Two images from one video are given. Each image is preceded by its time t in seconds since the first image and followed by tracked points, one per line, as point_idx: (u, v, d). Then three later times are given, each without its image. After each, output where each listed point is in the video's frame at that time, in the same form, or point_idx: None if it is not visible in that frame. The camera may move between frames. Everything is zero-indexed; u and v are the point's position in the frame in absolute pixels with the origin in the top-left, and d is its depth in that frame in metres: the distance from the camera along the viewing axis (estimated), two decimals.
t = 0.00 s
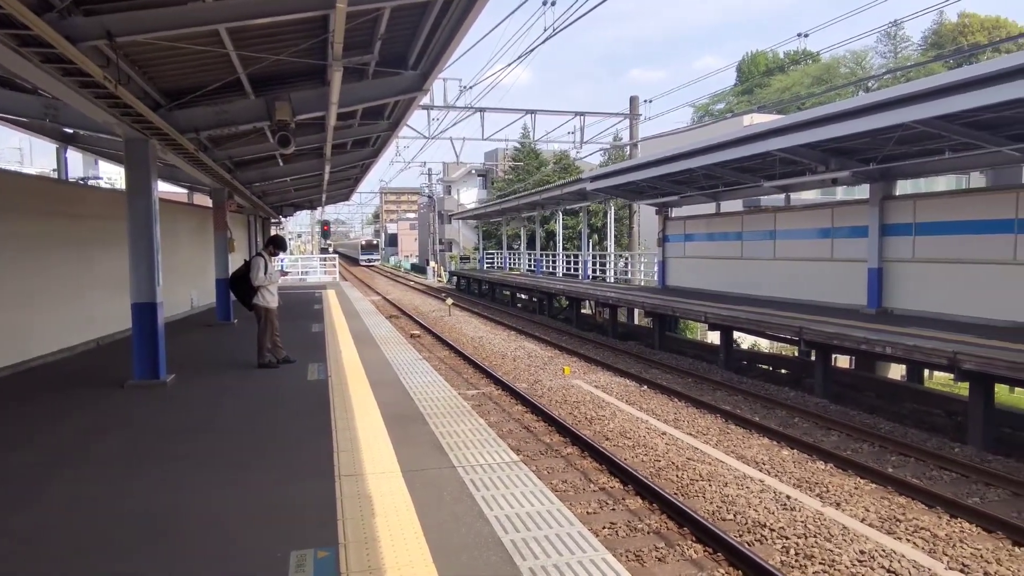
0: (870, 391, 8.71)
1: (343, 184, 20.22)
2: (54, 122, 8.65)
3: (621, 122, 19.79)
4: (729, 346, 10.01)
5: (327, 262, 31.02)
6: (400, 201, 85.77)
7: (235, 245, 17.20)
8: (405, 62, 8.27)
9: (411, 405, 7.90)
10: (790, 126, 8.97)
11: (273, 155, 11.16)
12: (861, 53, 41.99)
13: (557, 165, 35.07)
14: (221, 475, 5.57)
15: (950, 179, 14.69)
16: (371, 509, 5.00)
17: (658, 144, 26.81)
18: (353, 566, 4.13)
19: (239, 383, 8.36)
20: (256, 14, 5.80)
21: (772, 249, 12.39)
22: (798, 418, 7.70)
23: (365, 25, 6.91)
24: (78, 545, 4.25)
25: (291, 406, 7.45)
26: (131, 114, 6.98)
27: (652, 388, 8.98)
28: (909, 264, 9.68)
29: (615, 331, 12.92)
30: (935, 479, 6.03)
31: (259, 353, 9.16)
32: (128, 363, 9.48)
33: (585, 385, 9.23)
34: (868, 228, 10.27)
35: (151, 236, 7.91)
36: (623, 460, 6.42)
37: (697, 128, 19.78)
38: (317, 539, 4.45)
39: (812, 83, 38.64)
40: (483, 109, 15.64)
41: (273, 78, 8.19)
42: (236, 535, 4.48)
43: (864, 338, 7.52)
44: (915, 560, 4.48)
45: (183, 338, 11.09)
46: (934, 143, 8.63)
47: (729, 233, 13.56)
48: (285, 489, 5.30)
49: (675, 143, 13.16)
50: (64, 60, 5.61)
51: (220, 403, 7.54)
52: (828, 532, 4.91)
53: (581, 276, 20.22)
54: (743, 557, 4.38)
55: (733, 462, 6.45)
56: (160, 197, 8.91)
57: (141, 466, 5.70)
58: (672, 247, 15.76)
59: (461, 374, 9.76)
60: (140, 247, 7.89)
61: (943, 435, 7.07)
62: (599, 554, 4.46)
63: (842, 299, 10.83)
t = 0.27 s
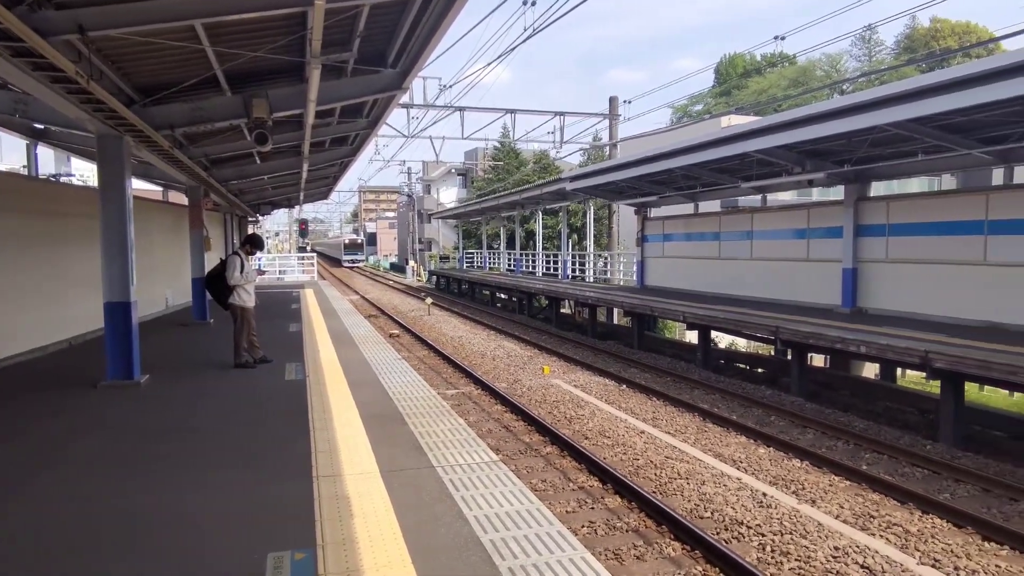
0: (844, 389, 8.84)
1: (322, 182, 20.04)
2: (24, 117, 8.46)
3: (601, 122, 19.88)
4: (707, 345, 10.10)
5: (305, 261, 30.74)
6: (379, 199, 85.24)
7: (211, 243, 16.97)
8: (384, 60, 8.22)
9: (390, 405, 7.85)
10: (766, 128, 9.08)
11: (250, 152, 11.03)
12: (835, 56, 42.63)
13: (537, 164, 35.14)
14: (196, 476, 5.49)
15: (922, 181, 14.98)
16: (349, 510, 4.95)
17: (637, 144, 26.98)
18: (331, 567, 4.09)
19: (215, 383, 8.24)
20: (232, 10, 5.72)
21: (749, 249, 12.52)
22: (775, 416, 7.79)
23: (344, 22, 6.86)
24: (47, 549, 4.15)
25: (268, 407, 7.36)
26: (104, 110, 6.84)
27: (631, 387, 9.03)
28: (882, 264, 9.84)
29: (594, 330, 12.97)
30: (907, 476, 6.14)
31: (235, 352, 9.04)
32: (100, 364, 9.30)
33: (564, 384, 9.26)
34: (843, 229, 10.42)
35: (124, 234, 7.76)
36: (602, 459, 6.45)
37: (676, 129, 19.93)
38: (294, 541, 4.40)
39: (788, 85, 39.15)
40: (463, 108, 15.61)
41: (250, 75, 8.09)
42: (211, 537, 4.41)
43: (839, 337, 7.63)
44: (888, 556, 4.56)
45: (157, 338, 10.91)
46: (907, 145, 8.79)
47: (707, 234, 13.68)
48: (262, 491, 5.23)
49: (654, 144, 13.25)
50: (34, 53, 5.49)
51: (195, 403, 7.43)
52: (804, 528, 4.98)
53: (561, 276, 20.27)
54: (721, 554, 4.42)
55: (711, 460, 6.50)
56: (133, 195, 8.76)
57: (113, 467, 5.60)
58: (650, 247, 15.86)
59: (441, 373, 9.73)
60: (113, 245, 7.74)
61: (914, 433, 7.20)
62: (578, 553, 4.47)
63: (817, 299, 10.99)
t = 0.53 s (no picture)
0: (814, 387, 8.99)
1: (296, 180, 19.84)
2: None
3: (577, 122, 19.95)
4: (681, 344, 10.19)
5: (279, 260, 30.40)
6: (355, 197, 84.54)
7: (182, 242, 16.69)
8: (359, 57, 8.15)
9: (364, 405, 7.79)
10: (740, 130, 9.19)
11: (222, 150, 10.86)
12: (807, 59, 43.30)
13: (514, 164, 35.15)
14: (166, 479, 5.39)
15: (890, 183, 15.29)
16: (323, 512, 4.91)
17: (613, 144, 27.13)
18: (304, 570, 4.04)
19: (186, 384, 8.11)
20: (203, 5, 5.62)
21: (722, 249, 12.67)
22: (747, 415, 7.89)
23: (318, 19, 6.78)
24: (9, 554, 4.05)
25: (240, 408, 7.26)
26: (70, 105, 6.69)
27: (606, 387, 9.08)
28: (852, 265, 10.02)
29: (570, 330, 13.01)
30: (875, 472, 6.26)
31: (207, 353, 8.90)
32: (66, 364, 9.09)
33: (540, 383, 9.29)
34: (814, 230, 10.59)
35: (91, 232, 7.60)
36: (577, 458, 6.48)
37: (651, 130, 20.08)
38: (266, 543, 4.34)
39: (761, 88, 39.68)
40: (439, 106, 15.54)
41: (222, 71, 7.97)
42: (180, 540, 4.34)
43: (809, 337, 7.76)
44: (856, 551, 4.64)
45: (126, 338, 10.70)
46: (876, 148, 8.96)
47: (681, 234, 13.80)
48: (233, 493, 5.16)
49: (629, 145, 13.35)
50: None
51: (165, 404, 7.30)
52: (775, 525, 5.05)
53: (537, 275, 20.30)
54: (694, 551, 4.47)
55: (685, 458, 6.57)
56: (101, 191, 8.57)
57: (79, 470, 5.47)
58: (626, 247, 15.96)
59: (416, 373, 9.68)
60: (79, 243, 7.57)
61: (882, 430, 7.35)
62: (553, 552, 4.48)
63: (788, 298, 11.16)
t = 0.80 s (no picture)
0: (795, 386, 9.08)
1: (278, 179, 19.67)
2: None
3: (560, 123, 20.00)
4: (663, 344, 10.24)
5: (260, 260, 30.15)
6: (338, 196, 84.12)
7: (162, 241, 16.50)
8: (341, 56, 8.11)
9: (347, 406, 7.75)
10: (721, 131, 9.25)
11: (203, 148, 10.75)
12: (788, 62, 43.75)
13: (498, 164, 35.16)
14: (143, 480, 5.32)
15: (869, 185, 15.48)
16: (304, 513, 4.87)
17: (595, 145, 27.22)
18: (284, 572, 4.01)
19: (165, 384, 8.01)
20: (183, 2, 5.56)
21: (704, 249, 12.75)
22: (728, 414, 7.95)
23: (299, 17, 6.74)
24: None
25: (221, 409, 7.19)
26: (46, 101, 6.58)
27: (589, 386, 9.11)
28: (831, 265, 10.14)
29: (553, 329, 13.03)
30: (854, 470, 6.33)
31: (186, 353, 8.80)
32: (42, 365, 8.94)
33: (523, 383, 9.31)
34: (794, 231, 10.70)
35: (67, 230, 7.48)
36: (560, 458, 6.49)
37: (634, 131, 20.18)
38: (246, 545, 4.30)
39: (742, 90, 40.02)
40: (423, 106, 15.50)
41: (202, 68, 7.89)
42: (158, 542, 4.29)
43: (790, 336, 7.83)
44: (835, 548, 4.70)
45: (104, 338, 10.55)
46: (855, 150, 9.07)
47: (664, 234, 13.88)
48: (212, 494, 5.10)
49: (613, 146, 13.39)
50: None
51: (143, 405, 7.21)
52: (755, 523, 5.09)
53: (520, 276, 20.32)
54: (675, 549, 4.49)
55: (667, 457, 6.60)
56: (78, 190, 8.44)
57: (53, 472, 5.38)
58: (609, 247, 16.01)
59: (399, 373, 9.65)
60: (56, 242, 7.45)
61: (861, 428, 7.44)
62: (535, 552, 4.49)
63: (769, 298, 11.26)
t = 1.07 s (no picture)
0: (776, 386, 9.16)
1: (260, 178, 19.51)
2: None
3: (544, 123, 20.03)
4: (646, 343, 10.29)
5: (242, 259, 29.88)
6: (321, 195, 83.70)
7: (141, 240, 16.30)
8: (324, 54, 8.07)
9: (329, 406, 7.70)
10: (704, 132, 9.31)
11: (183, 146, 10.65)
12: (770, 64, 44.16)
13: (482, 164, 35.17)
14: (121, 482, 5.25)
15: (848, 186, 15.66)
16: (284, 515, 4.83)
17: (579, 146, 27.29)
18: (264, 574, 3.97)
19: (143, 385, 7.91)
20: None
21: (687, 250, 12.83)
22: (711, 413, 8.00)
23: (281, 15, 6.70)
24: None
25: (200, 409, 7.12)
26: (22, 98, 6.48)
27: (572, 386, 9.14)
28: (811, 266, 10.25)
29: (537, 329, 13.05)
30: (834, 468, 6.40)
31: (166, 353, 8.70)
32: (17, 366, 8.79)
33: (507, 383, 9.32)
34: (775, 232, 10.80)
35: (44, 229, 7.37)
36: (543, 457, 6.49)
37: (617, 131, 20.27)
38: (225, 547, 4.26)
39: (726, 91, 40.32)
40: (406, 105, 15.46)
41: (182, 65, 7.80)
42: (136, 545, 4.24)
43: (771, 336, 7.90)
44: (815, 546, 4.74)
45: (81, 338, 10.39)
46: (835, 152, 9.17)
47: (647, 234, 13.95)
48: (191, 496, 5.05)
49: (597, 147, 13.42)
50: None
51: (121, 406, 7.12)
52: (737, 521, 5.12)
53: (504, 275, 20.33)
54: (658, 548, 4.51)
55: (650, 456, 6.63)
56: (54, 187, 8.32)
57: (27, 474, 5.29)
58: (593, 247, 16.06)
59: (382, 373, 9.61)
60: (31, 241, 7.34)
61: (841, 427, 7.52)
62: (517, 552, 4.49)
63: (751, 299, 11.34)
